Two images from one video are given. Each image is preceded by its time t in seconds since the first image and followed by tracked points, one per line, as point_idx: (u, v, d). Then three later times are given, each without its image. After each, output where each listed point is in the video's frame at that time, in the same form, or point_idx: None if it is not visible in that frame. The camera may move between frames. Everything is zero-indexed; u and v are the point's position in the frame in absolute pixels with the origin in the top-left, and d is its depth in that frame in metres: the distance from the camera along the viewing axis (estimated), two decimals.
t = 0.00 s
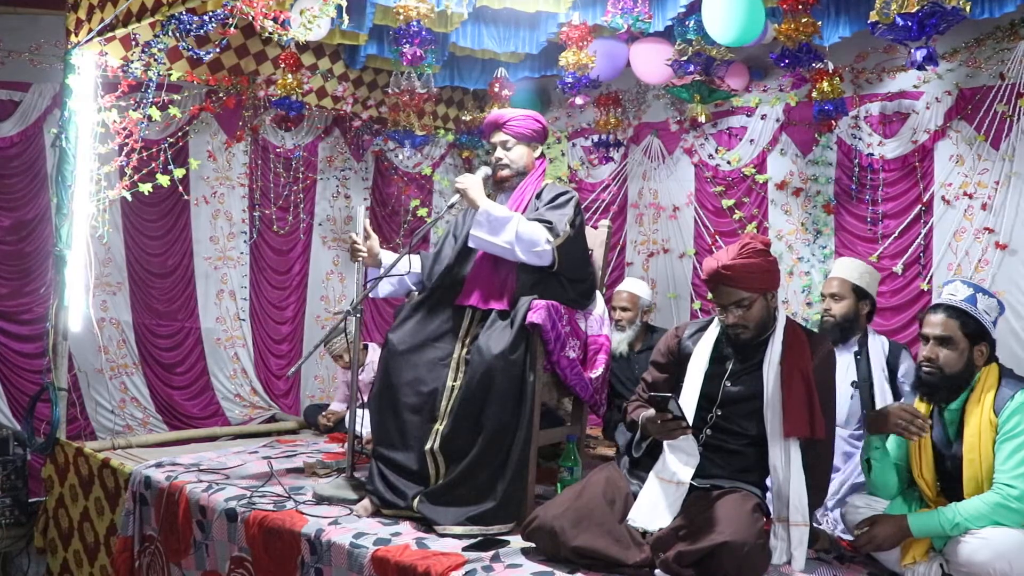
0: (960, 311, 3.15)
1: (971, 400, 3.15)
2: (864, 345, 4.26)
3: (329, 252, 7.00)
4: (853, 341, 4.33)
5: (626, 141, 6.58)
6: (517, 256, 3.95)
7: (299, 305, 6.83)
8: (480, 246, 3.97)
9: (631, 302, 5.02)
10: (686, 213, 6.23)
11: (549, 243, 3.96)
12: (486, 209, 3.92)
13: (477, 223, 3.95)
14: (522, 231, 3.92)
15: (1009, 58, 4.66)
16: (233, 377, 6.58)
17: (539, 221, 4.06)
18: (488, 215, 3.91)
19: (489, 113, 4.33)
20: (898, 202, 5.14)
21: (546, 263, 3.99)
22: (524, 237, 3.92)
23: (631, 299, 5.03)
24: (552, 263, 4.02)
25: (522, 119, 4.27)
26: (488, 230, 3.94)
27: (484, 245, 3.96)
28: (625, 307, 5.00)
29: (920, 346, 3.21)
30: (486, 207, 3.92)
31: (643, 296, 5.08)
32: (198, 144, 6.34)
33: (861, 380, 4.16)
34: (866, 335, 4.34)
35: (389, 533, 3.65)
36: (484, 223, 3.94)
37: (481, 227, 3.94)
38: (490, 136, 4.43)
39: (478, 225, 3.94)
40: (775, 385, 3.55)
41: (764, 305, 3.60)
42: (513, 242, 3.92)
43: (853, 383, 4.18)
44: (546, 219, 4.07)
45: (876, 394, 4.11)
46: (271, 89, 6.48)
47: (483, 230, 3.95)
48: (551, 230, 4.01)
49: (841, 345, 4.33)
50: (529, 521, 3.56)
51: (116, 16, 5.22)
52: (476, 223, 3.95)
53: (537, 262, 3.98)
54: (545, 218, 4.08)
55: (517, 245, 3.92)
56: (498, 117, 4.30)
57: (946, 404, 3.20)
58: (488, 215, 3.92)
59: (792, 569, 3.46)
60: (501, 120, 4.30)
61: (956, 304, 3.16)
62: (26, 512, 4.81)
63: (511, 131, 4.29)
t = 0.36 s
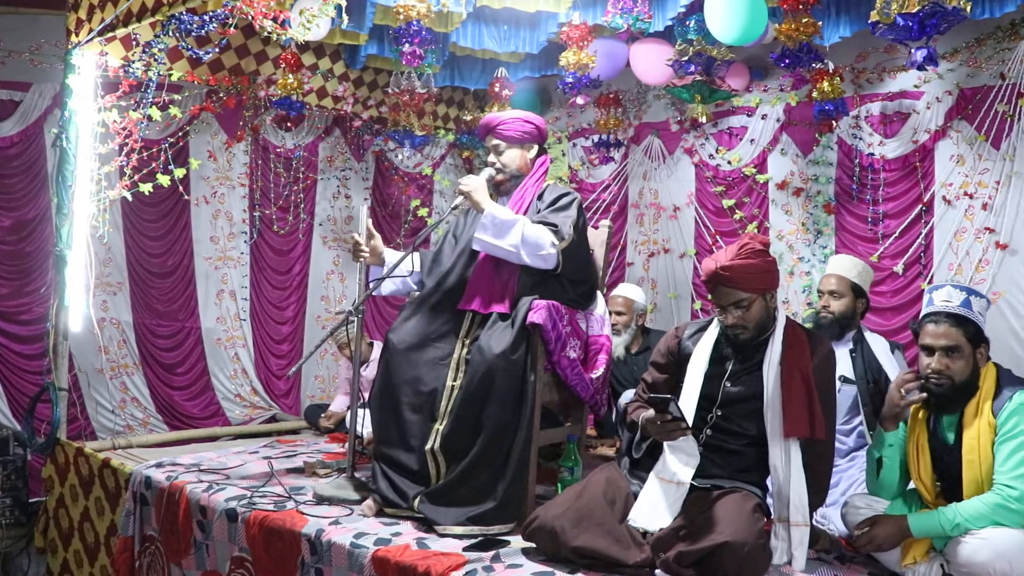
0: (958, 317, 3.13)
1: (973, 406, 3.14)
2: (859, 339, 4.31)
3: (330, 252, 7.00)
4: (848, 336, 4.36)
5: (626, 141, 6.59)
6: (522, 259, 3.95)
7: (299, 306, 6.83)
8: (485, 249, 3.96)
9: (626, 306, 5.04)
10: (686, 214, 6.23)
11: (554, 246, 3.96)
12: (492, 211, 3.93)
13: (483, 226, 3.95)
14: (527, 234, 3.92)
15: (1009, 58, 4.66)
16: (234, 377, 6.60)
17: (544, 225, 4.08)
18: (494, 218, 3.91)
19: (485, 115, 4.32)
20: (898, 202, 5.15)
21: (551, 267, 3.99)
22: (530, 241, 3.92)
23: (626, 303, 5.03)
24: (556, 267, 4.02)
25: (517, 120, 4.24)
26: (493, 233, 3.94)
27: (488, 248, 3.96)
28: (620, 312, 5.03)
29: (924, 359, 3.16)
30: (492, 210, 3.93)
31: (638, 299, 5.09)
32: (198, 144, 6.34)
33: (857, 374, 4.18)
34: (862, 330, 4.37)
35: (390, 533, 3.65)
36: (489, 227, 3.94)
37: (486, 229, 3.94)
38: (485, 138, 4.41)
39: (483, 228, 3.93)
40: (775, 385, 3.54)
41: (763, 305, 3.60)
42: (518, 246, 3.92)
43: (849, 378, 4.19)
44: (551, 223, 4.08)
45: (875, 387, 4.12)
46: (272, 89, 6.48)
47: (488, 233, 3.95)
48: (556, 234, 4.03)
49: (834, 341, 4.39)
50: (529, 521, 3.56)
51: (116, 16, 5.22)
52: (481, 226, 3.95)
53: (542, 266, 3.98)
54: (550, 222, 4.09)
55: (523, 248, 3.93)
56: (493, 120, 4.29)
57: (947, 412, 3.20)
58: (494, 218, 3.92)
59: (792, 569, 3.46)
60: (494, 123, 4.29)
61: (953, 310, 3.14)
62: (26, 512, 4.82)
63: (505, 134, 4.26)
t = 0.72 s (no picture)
0: None
1: None
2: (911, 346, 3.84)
3: (308, 248, 6.54)
4: (899, 342, 3.90)
5: (640, 123, 6.08)
6: (524, 264, 3.47)
7: (272, 307, 6.34)
8: (484, 250, 3.47)
9: (649, 313, 4.68)
10: (707, 203, 5.75)
11: (560, 251, 3.47)
12: (492, 209, 3.43)
13: (481, 224, 3.45)
14: (530, 234, 3.43)
15: None
16: (197, 389, 6.05)
17: (548, 225, 3.56)
18: (494, 215, 3.42)
19: (474, 95, 3.80)
20: (949, 189, 4.69)
21: (556, 272, 3.49)
22: (534, 243, 3.43)
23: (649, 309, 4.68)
24: (561, 272, 3.52)
25: (510, 104, 3.74)
26: (493, 233, 3.45)
27: (488, 250, 3.47)
28: (643, 318, 4.66)
29: (986, 368, 2.66)
30: (492, 207, 3.44)
31: (660, 304, 4.77)
32: (159, 125, 5.80)
33: (916, 386, 3.71)
34: (914, 335, 3.92)
35: (375, 563, 3.18)
36: (489, 226, 3.44)
37: (485, 229, 3.45)
38: (472, 123, 3.92)
39: (482, 226, 3.44)
40: (807, 395, 3.07)
41: (793, 306, 3.11)
42: (521, 249, 3.44)
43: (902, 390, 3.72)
44: (555, 222, 3.56)
45: (936, 401, 3.66)
46: (241, 63, 5.95)
47: (487, 233, 3.45)
48: (562, 235, 3.51)
49: (883, 351, 3.91)
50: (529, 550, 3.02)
51: None
52: (479, 224, 3.45)
53: (546, 271, 3.48)
54: (554, 221, 3.58)
55: (526, 252, 3.44)
56: (483, 101, 3.77)
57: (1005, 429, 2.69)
58: (494, 216, 3.43)
59: None
60: (482, 105, 3.78)
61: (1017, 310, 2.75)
62: None
63: (494, 120, 3.77)
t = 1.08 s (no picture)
0: None
1: None
2: (995, 364, 3.52)
3: (289, 243, 6.10)
4: (979, 355, 3.54)
5: (652, 107, 5.68)
6: (532, 261, 3.13)
7: (249, 307, 5.88)
8: (487, 249, 3.13)
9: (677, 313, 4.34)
10: (725, 194, 5.35)
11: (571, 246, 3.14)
12: (494, 203, 3.10)
13: (482, 220, 3.11)
14: (538, 229, 3.10)
15: None
16: (166, 398, 5.55)
17: (555, 217, 3.22)
18: (496, 210, 3.09)
19: (450, 86, 3.39)
20: (992, 178, 4.31)
21: (567, 269, 3.16)
22: (542, 237, 3.09)
23: (676, 308, 4.34)
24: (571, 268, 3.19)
25: (491, 91, 3.33)
26: (497, 229, 3.11)
27: (491, 249, 3.12)
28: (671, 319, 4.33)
29: None
30: (495, 201, 3.11)
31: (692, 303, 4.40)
32: (123, 109, 5.33)
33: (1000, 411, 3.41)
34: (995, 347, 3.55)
35: None
36: (491, 222, 3.10)
37: (487, 226, 3.11)
38: (448, 116, 3.49)
39: (484, 223, 3.10)
40: (835, 403, 2.73)
41: (822, 307, 2.78)
42: (528, 245, 3.10)
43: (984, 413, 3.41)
44: (563, 213, 3.22)
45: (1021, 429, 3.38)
46: (215, 40, 5.61)
47: (490, 230, 3.11)
48: (571, 228, 3.17)
49: (960, 364, 3.56)
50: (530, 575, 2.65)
51: None
52: (481, 221, 3.11)
53: (557, 268, 3.14)
54: (560, 212, 3.24)
55: (534, 247, 3.10)
56: (462, 90, 3.36)
57: None
58: (497, 211, 3.10)
59: None
60: (461, 95, 3.36)
61: None
62: None
63: (476, 112, 3.35)
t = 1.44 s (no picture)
0: None
1: None
2: None
3: (263, 238, 5.41)
4: None
5: (667, 84, 5.01)
6: (534, 243, 2.79)
7: (218, 310, 5.17)
8: (483, 231, 2.81)
9: (693, 311, 4.02)
10: (750, 183, 4.70)
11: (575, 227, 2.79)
12: (490, 178, 2.79)
13: (478, 198, 2.79)
14: (540, 208, 2.76)
15: None
16: (124, 411, 4.86)
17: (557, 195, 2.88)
18: (495, 185, 2.78)
19: (418, 72, 2.99)
20: None
21: (573, 252, 2.82)
22: (544, 216, 2.76)
23: (693, 305, 4.02)
24: (578, 252, 2.84)
25: (464, 74, 2.94)
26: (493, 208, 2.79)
27: (487, 229, 2.80)
28: (685, 318, 4.01)
29: None
30: (491, 176, 2.79)
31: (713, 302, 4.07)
32: (74, 86, 4.65)
33: None
34: None
35: None
36: (489, 199, 2.79)
37: (482, 204, 2.79)
38: (419, 106, 3.08)
39: (479, 201, 2.78)
40: (874, 418, 2.30)
41: (859, 310, 2.35)
42: (529, 224, 2.76)
43: None
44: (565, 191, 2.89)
45: None
46: (178, 10, 4.93)
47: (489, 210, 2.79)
48: (574, 206, 2.83)
49: None
50: None
51: None
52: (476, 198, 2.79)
53: (562, 251, 2.80)
54: (561, 190, 2.91)
55: (535, 227, 2.77)
56: (432, 75, 2.96)
57: None
58: (493, 187, 2.78)
59: None
60: (432, 81, 2.96)
61: None
62: None
63: (452, 100, 2.97)
